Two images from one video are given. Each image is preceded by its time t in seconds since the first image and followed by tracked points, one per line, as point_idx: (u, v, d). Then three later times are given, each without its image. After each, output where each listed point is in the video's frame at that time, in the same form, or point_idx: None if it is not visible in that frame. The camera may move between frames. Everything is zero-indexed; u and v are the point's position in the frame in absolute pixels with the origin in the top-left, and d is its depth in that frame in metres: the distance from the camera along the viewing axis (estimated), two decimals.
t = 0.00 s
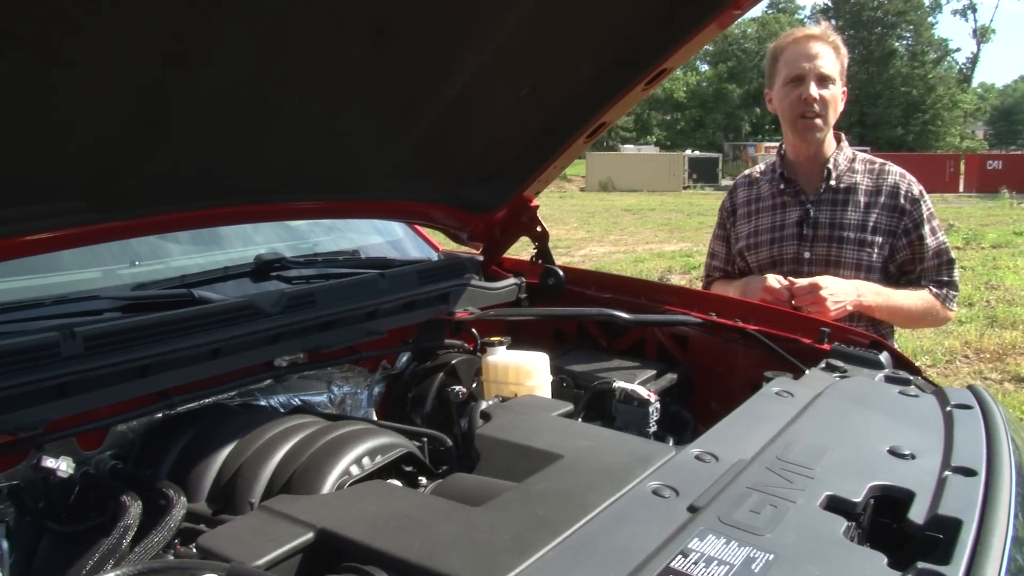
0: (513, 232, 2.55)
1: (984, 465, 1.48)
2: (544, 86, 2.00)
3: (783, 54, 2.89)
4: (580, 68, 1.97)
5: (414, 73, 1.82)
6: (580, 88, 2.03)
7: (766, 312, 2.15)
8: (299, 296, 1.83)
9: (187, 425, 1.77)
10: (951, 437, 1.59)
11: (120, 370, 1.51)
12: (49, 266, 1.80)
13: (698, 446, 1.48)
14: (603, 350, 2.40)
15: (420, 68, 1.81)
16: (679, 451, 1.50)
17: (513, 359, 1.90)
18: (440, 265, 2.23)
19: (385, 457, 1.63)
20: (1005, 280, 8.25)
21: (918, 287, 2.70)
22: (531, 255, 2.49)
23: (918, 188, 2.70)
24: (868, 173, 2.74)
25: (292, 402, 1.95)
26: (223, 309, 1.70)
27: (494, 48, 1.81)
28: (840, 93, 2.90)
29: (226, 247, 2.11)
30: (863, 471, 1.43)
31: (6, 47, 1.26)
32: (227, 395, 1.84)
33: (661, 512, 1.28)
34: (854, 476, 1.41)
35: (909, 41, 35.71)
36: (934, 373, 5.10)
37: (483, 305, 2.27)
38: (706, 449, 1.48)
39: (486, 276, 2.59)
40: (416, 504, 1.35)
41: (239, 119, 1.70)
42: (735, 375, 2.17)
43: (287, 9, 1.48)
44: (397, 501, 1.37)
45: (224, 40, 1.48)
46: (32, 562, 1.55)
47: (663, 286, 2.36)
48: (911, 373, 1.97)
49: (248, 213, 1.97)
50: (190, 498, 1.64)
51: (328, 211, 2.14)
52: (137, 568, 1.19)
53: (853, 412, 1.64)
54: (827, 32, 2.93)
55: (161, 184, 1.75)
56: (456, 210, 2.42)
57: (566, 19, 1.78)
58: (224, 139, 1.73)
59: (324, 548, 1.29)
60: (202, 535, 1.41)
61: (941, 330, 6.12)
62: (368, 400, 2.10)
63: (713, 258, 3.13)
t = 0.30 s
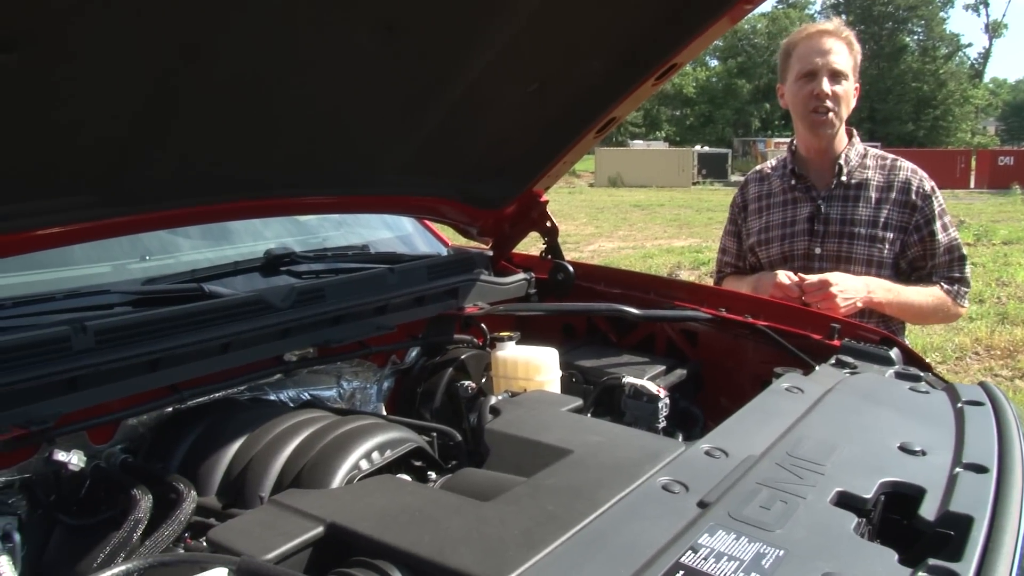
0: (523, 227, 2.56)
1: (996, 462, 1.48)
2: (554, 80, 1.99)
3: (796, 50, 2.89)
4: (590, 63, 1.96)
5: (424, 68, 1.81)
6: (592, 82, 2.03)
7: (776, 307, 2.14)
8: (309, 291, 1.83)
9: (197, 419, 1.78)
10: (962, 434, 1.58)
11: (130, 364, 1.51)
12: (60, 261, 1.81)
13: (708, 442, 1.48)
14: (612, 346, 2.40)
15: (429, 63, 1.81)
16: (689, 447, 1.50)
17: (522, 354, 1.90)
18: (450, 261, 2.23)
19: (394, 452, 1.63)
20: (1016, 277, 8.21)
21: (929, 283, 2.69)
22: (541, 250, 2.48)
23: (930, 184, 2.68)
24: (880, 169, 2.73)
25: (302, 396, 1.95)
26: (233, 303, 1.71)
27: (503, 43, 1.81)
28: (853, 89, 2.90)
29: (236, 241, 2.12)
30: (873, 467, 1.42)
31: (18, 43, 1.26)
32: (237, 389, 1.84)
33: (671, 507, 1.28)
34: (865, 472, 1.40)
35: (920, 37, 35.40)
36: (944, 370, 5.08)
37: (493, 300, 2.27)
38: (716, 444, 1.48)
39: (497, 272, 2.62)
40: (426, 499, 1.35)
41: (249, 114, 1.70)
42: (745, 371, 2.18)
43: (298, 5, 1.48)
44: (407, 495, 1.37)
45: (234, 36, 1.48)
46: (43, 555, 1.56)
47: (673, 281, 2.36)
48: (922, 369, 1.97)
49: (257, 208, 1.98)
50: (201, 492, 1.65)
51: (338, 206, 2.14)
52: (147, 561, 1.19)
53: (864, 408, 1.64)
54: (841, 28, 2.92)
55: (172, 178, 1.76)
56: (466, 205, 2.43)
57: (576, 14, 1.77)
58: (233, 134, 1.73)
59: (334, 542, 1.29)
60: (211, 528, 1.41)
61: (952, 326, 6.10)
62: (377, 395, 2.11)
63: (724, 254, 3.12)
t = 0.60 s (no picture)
0: (526, 225, 2.56)
1: (1000, 461, 1.47)
2: (559, 78, 1.99)
3: (810, 45, 2.87)
4: (594, 61, 1.96)
5: (428, 67, 1.82)
6: (596, 79, 2.03)
7: (781, 306, 2.14)
8: (313, 289, 1.84)
9: (202, 417, 1.78)
10: (966, 433, 1.58)
11: (136, 362, 1.51)
12: (65, 258, 1.82)
13: (713, 440, 1.48)
14: (616, 344, 2.40)
15: (433, 62, 1.81)
16: (694, 445, 1.50)
17: (526, 352, 1.90)
18: (455, 259, 2.23)
19: (399, 450, 1.63)
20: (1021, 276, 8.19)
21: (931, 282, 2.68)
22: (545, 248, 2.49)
23: (934, 185, 2.69)
24: (885, 168, 2.73)
25: (306, 394, 1.95)
26: (239, 301, 1.71)
27: (506, 42, 1.81)
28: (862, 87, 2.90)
29: (241, 239, 2.12)
30: (878, 466, 1.42)
31: (23, 41, 1.27)
32: (241, 387, 1.85)
33: (675, 505, 1.28)
34: (869, 471, 1.40)
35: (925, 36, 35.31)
36: (948, 369, 5.08)
37: (497, 298, 2.27)
38: (720, 443, 1.48)
39: (501, 269, 2.62)
40: (431, 497, 1.36)
41: (253, 112, 1.70)
42: (750, 369, 2.18)
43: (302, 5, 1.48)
44: (411, 493, 1.38)
45: (238, 35, 1.48)
46: (48, 553, 1.56)
47: (677, 280, 2.36)
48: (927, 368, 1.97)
49: (262, 206, 1.98)
50: (205, 490, 1.65)
51: (342, 204, 2.14)
52: (152, 559, 1.19)
53: (868, 407, 1.64)
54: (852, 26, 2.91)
55: (177, 176, 1.76)
56: (470, 203, 2.43)
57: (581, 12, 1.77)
58: (238, 132, 1.73)
59: (339, 540, 1.29)
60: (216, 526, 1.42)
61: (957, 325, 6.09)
62: (382, 393, 2.11)
63: (727, 252, 3.13)
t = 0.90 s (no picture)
0: (528, 225, 2.57)
1: (1002, 460, 1.47)
2: (559, 78, 1.99)
3: (804, 45, 2.87)
4: (595, 61, 1.96)
5: (429, 66, 1.82)
6: (597, 79, 2.03)
7: (782, 305, 2.14)
8: (314, 288, 1.84)
9: (203, 416, 1.78)
10: (968, 432, 1.58)
11: (137, 362, 1.51)
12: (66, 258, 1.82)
13: (714, 440, 1.48)
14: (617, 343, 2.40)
15: (434, 61, 1.81)
16: (695, 444, 1.50)
17: (527, 352, 1.90)
18: (456, 258, 2.24)
19: (400, 450, 1.63)
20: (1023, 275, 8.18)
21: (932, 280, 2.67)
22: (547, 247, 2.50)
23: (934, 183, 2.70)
24: (887, 167, 2.74)
25: (307, 394, 1.95)
26: (240, 301, 1.71)
27: (507, 41, 1.81)
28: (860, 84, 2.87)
29: (242, 239, 2.12)
30: (879, 465, 1.42)
31: (24, 42, 1.27)
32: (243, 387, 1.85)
33: (676, 505, 1.28)
34: (870, 470, 1.40)
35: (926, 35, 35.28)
36: (950, 369, 5.07)
37: (498, 297, 2.27)
38: (721, 442, 1.48)
39: (501, 268, 2.61)
40: (432, 496, 1.36)
41: (254, 111, 1.70)
42: (751, 368, 2.19)
43: (303, 5, 1.48)
44: (412, 492, 1.38)
45: (239, 35, 1.49)
46: (49, 553, 1.56)
47: (678, 279, 2.36)
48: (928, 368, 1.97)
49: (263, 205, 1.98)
50: (206, 490, 1.65)
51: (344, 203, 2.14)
52: (154, 558, 1.19)
53: (869, 406, 1.64)
54: (848, 24, 2.90)
55: (178, 176, 1.76)
56: (471, 202, 2.43)
57: (581, 12, 1.77)
58: (239, 132, 1.73)
59: (339, 539, 1.29)
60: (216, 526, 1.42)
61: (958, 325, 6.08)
62: (382, 392, 2.11)
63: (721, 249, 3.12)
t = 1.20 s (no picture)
0: (529, 225, 2.58)
1: (1004, 460, 1.47)
2: (560, 78, 1.99)
3: (800, 44, 2.89)
4: (596, 61, 1.96)
5: (430, 67, 1.82)
6: (597, 79, 2.03)
7: (782, 305, 2.15)
8: (316, 288, 1.84)
9: (204, 416, 1.78)
10: (969, 432, 1.58)
11: (138, 361, 1.52)
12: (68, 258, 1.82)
13: (715, 440, 1.48)
14: (618, 343, 2.40)
15: (435, 62, 1.81)
16: (696, 444, 1.49)
17: (529, 351, 1.90)
18: (456, 258, 2.23)
19: (401, 449, 1.63)
20: None
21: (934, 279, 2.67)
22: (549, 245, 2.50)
23: (935, 183, 2.70)
24: (887, 167, 2.74)
25: (308, 393, 1.95)
26: (241, 300, 1.71)
27: (508, 42, 1.81)
28: (858, 82, 2.88)
29: (244, 239, 2.13)
30: (881, 465, 1.42)
31: (25, 41, 1.27)
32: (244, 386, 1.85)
33: (677, 504, 1.28)
34: (871, 470, 1.40)
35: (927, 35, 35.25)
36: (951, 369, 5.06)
37: (499, 297, 2.28)
38: (723, 442, 1.48)
39: (502, 269, 2.61)
40: (433, 495, 1.36)
41: (255, 111, 1.71)
42: (752, 369, 2.19)
43: (305, 6, 1.48)
44: (414, 492, 1.38)
45: (240, 35, 1.49)
46: (50, 552, 1.56)
47: (679, 279, 2.36)
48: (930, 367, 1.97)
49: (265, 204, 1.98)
50: (207, 489, 1.65)
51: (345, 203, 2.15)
52: (155, 557, 1.20)
53: (870, 406, 1.64)
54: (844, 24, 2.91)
55: (180, 176, 1.76)
56: (472, 202, 2.43)
57: (582, 13, 1.77)
58: (239, 132, 1.74)
59: (341, 539, 1.29)
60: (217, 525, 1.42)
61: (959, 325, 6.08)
62: (384, 392, 2.11)
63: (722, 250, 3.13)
